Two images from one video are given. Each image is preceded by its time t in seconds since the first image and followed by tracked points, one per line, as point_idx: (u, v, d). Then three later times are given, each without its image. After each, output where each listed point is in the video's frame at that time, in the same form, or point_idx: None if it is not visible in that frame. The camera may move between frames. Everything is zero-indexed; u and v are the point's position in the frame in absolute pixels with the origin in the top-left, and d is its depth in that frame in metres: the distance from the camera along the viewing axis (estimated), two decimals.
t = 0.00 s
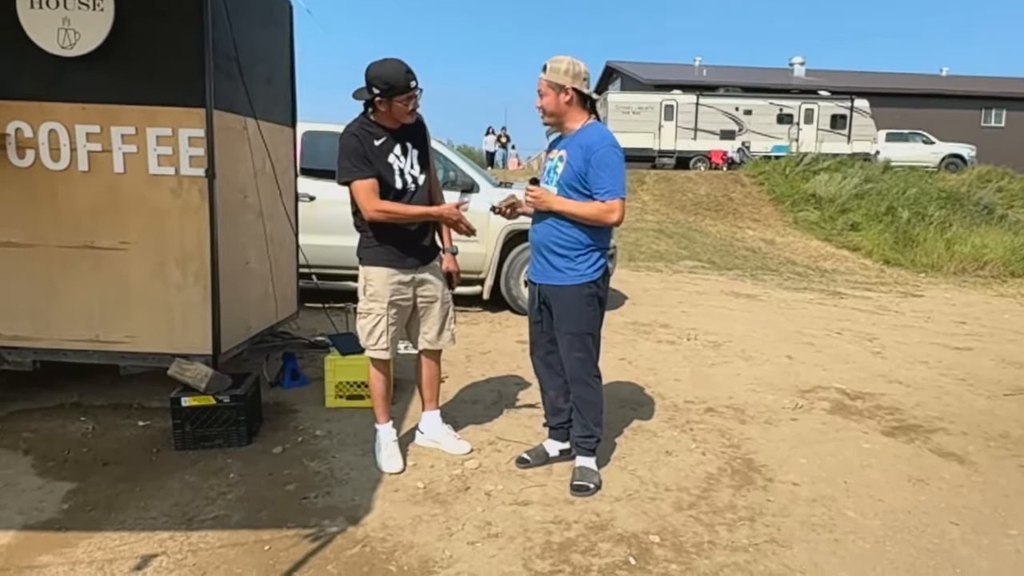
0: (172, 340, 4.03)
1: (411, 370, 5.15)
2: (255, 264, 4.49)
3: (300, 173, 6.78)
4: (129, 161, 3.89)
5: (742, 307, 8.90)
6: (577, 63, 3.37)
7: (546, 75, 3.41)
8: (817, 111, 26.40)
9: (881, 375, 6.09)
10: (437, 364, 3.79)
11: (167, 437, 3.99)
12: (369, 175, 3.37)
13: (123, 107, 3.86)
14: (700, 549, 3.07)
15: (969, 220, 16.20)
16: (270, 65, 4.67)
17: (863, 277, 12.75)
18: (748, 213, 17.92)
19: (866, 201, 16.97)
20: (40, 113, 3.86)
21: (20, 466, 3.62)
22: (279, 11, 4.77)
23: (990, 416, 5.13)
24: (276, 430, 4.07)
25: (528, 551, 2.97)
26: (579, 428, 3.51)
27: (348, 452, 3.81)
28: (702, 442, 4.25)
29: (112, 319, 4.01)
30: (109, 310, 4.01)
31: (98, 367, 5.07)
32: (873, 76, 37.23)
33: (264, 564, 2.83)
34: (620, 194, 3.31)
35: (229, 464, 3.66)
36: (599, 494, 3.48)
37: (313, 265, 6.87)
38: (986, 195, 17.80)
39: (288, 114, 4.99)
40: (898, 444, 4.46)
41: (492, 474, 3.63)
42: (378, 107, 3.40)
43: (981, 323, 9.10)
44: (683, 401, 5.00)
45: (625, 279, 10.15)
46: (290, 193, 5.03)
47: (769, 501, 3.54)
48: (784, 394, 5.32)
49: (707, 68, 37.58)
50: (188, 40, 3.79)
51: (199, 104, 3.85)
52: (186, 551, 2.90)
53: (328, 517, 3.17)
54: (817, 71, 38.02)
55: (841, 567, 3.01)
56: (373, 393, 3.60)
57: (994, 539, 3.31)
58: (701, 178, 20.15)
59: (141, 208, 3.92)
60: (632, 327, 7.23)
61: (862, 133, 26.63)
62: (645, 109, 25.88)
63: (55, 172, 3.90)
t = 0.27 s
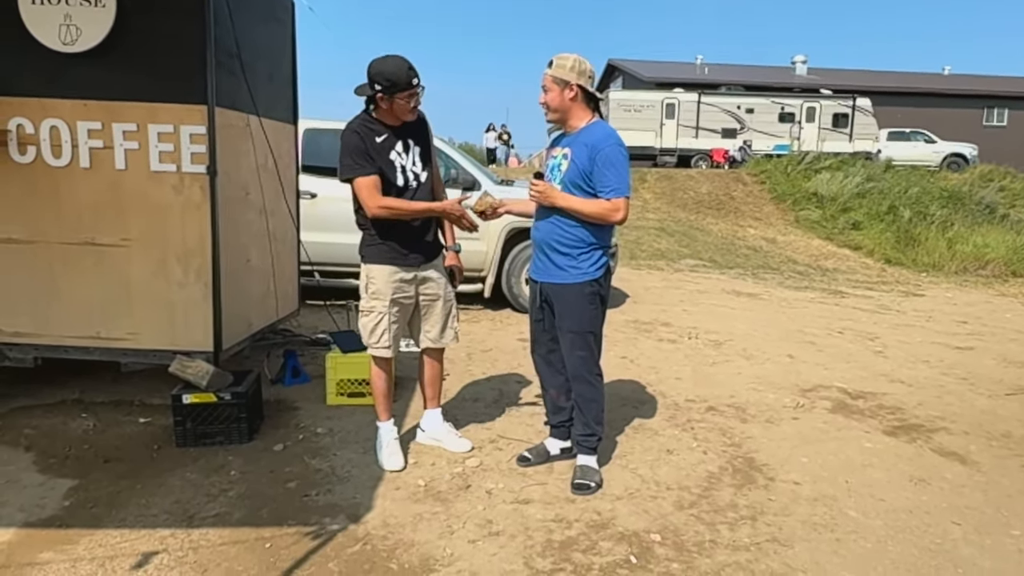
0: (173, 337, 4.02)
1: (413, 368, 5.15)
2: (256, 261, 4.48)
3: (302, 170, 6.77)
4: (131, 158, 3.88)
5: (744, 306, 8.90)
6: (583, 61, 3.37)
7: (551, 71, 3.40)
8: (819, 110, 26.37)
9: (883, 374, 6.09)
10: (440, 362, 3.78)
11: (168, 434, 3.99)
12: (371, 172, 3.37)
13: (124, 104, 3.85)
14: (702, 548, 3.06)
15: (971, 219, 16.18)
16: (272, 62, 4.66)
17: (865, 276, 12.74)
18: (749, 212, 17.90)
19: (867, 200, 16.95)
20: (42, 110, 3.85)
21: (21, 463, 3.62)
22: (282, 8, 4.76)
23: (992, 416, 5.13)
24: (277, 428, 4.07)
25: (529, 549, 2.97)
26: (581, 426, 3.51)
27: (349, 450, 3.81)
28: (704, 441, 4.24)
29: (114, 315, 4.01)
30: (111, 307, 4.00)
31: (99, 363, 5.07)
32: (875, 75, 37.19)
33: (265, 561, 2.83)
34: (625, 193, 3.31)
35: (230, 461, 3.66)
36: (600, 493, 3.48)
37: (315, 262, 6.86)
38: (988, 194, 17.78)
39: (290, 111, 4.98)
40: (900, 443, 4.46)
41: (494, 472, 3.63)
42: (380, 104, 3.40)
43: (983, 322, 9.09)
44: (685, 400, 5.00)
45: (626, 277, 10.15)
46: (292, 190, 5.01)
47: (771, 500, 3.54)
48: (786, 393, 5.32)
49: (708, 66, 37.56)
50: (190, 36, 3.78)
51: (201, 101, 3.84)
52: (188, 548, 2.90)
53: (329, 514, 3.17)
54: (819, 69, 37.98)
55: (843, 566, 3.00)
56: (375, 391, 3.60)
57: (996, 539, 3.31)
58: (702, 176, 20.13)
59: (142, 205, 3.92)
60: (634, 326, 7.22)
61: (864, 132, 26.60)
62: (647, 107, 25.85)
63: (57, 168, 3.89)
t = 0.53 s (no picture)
0: (174, 334, 4.02)
1: (413, 366, 5.14)
2: (257, 258, 4.48)
3: (303, 168, 6.77)
4: (132, 154, 3.88)
5: (744, 305, 8.90)
6: (583, 60, 3.37)
7: (552, 70, 3.39)
8: (821, 109, 26.36)
9: (883, 375, 6.08)
10: (440, 360, 3.77)
11: (168, 430, 3.98)
12: (374, 169, 3.36)
13: (126, 100, 3.85)
14: (702, 548, 3.06)
15: (972, 220, 16.17)
16: (274, 59, 4.65)
17: (865, 276, 12.73)
18: (750, 211, 17.90)
19: (868, 200, 16.94)
20: (43, 105, 3.85)
21: (21, 459, 3.62)
22: (283, 4, 4.75)
23: (993, 417, 5.12)
24: (277, 425, 4.07)
25: (529, 547, 2.96)
26: (582, 425, 3.51)
27: (350, 447, 3.80)
28: (704, 440, 4.24)
29: (114, 311, 4.01)
30: (111, 303, 4.00)
31: (99, 360, 5.06)
32: (876, 75, 37.17)
33: (265, 559, 2.82)
34: (630, 190, 3.30)
35: (230, 458, 3.66)
36: (601, 491, 3.47)
37: (316, 259, 6.86)
38: (988, 195, 17.77)
39: (291, 107, 4.98)
40: (900, 443, 4.46)
41: (494, 470, 3.63)
42: (384, 101, 3.39)
43: (983, 323, 9.09)
44: (685, 399, 5.00)
45: (627, 276, 10.14)
46: (293, 187, 5.01)
47: (771, 500, 3.53)
48: (786, 393, 5.32)
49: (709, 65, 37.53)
50: (192, 33, 3.77)
51: (202, 97, 3.83)
52: (188, 545, 2.90)
53: (329, 512, 3.17)
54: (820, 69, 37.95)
55: (843, 566, 3.00)
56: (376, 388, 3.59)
57: (997, 539, 3.30)
58: (704, 175, 20.12)
59: (143, 201, 3.91)
60: (634, 325, 7.22)
61: (865, 132, 26.59)
62: (648, 106, 25.84)
63: (58, 164, 3.89)
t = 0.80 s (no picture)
0: (173, 332, 4.01)
1: (413, 365, 5.13)
2: (257, 256, 4.47)
3: (303, 166, 6.75)
4: (132, 152, 3.86)
5: (744, 306, 8.89)
6: (584, 60, 3.36)
7: (554, 71, 3.38)
8: (821, 110, 26.37)
9: (883, 376, 6.08)
10: (440, 359, 3.77)
11: (167, 429, 3.97)
12: (377, 169, 3.34)
13: (126, 97, 3.83)
14: (702, 549, 3.05)
15: (971, 221, 16.18)
16: (275, 57, 4.64)
17: (865, 278, 12.73)
18: (750, 212, 17.90)
19: (868, 201, 16.94)
20: (43, 102, 3.84)
21: (19, 456, 3.61)
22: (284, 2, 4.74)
23: (993, 419, 5.12)
24: (277, 424, 4.05)
25: (529, 548, 2.95)
26: (582, 425, 3.50)
27: (350, 446, 3.79)
28: (704, 441, 4.23)
29: (113, 309, 3.99)
30: (111, 301, 3.99)
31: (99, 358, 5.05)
32: (876, 76, 37.18)
33: (265, 558, 2.81)
34: (633, 190, 3.29)
35: (229, 457, 3.65)
36: (601, 492, 3.46)
37: (316, 258, 6.85)
38: (988, 196, 17.78)
39: (292, 106, 4.96)
40: (901, 445, 4.45)
41: (494, 470, 3.62)
42: (390, 100, 3.38)
43: (983, 325, 9.09)
44: (685, 399, 4.99)
45: (627, 276, 10.13)
46: (293, 186, 4.99)
47: (772, 501, 3.53)
48: (786, 393, 5.31)
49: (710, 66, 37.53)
50: (192, 30, 3.76)
51: (203, 95, 3.82)
52: (187, 544, 2.89)
53: (329, 512, 3.16)
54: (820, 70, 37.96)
55: (843, 568, 2.99)
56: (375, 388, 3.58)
57: (997, 541, 3.30)
58: (703, 176, 20.12)
59: (143, 199, 3.90)
60: (634, 325, 7.21)
61: (864, 133, 26.59)
62: (648, 106, 25.84)
63: (58, 161, 3.87)
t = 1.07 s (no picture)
0: (171, 333, 4.00)
1: (411, 366, 5.13)
2: (255, 257, 4.46)
3: (302, 167, 6.75)
4: (131, 153, 3.86)
5: (742, 308, 8.90)
6: (585, 62, 3.37)
7: (554, 74, 3.39)
8: (818, 113, 26.41)
9: (881, 379, 6.09)
10: (436, 361, 3.77)
11: (165, 430, 3.97)
12: (373, 172, 3.34)
13: (125, 98, 3.83)
14: (701, 551, 3.06)
15: (968, 224, 16.21)
16: (274, 58, 4.64)
17: (862, 280, 12.75)
18: (748, 214, 17.92)
19: (866, 204, 16.97)
20: (42, 103, 3.84)
21: (17, 457, 3.61)
22: (284, 4, 4.75)
23: (990, 421, 5.13)
24: (275, 425, 4.05)
25: (528, 550, 2.96)
26: (580, 427, 3.50)
27: (348, 448, 3.79)
28: (702, 443, 4.24)
29: (111, 310, 3.99)
30: (108, 302, 3.98)
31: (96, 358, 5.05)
32: (874, 79, 37.25)
33: (263, 560, 2.81)
34: (633, 192, 3.30)
35: (227, 458, 3.64)
36: (599, 494, 3.47)
37: (315, 259, 6.84)
38: (985, 199, 17.82)
39: (291, 107, 4.97)
40: (898, 447, 4.46)
41: (492, 472, 3.62)
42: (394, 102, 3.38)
43: (980, 327, 9.10)
44: (683, 402, 4.99)
45: (625, 278, 10.14)
46: (292, 187, 4.99)
47: (770, 503, 3.53)
48: (784, 396, 5.32)
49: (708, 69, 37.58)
50: (192, 31, 3.76)
51: (202, 96, 3.82)
52: (185, 545, 2.89)
53: (327, 513, 3.16)
54: (818, 73, 38.05)
55: (841, 570, 3.00)
56: (372, 389, 3.58)
57: (994, 544, 3.30)
58: (701, 178, 20.14)
59: (142, 199, 3.90)
60: (632, 327, 7.22)
61: (862, 136, 26.64)
62: (647, 108, 25.86)
63: (57, 162, 3.87)
